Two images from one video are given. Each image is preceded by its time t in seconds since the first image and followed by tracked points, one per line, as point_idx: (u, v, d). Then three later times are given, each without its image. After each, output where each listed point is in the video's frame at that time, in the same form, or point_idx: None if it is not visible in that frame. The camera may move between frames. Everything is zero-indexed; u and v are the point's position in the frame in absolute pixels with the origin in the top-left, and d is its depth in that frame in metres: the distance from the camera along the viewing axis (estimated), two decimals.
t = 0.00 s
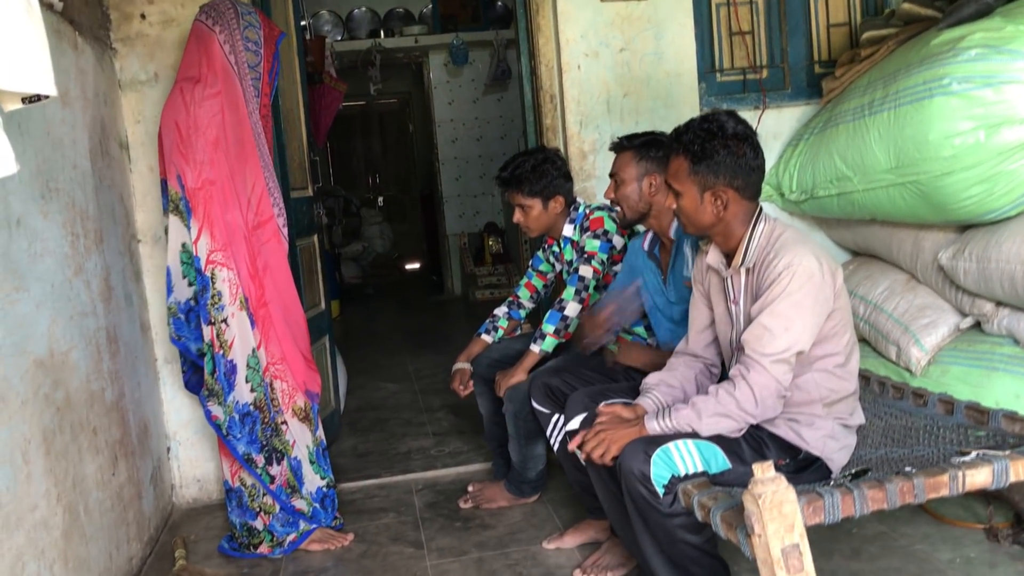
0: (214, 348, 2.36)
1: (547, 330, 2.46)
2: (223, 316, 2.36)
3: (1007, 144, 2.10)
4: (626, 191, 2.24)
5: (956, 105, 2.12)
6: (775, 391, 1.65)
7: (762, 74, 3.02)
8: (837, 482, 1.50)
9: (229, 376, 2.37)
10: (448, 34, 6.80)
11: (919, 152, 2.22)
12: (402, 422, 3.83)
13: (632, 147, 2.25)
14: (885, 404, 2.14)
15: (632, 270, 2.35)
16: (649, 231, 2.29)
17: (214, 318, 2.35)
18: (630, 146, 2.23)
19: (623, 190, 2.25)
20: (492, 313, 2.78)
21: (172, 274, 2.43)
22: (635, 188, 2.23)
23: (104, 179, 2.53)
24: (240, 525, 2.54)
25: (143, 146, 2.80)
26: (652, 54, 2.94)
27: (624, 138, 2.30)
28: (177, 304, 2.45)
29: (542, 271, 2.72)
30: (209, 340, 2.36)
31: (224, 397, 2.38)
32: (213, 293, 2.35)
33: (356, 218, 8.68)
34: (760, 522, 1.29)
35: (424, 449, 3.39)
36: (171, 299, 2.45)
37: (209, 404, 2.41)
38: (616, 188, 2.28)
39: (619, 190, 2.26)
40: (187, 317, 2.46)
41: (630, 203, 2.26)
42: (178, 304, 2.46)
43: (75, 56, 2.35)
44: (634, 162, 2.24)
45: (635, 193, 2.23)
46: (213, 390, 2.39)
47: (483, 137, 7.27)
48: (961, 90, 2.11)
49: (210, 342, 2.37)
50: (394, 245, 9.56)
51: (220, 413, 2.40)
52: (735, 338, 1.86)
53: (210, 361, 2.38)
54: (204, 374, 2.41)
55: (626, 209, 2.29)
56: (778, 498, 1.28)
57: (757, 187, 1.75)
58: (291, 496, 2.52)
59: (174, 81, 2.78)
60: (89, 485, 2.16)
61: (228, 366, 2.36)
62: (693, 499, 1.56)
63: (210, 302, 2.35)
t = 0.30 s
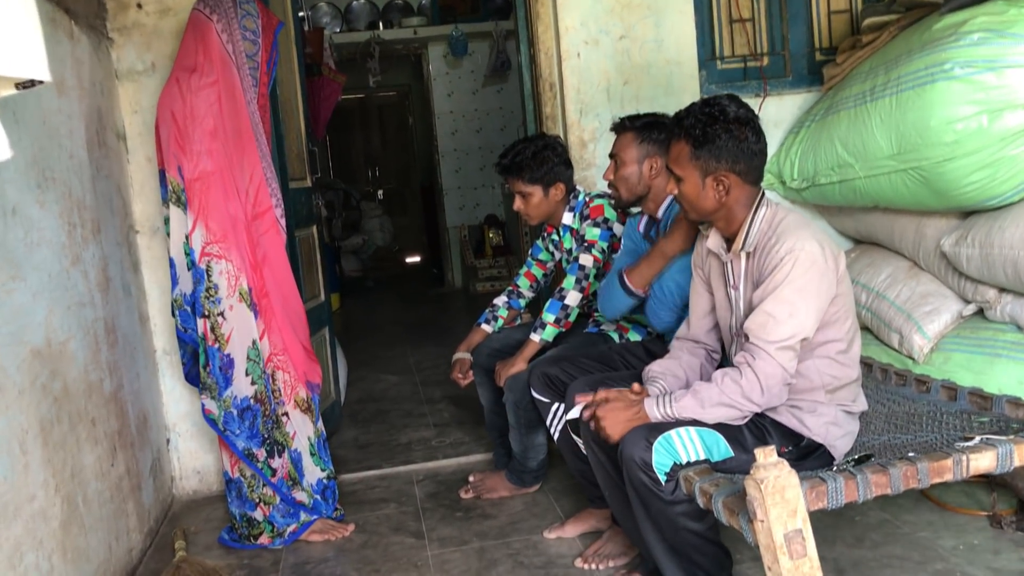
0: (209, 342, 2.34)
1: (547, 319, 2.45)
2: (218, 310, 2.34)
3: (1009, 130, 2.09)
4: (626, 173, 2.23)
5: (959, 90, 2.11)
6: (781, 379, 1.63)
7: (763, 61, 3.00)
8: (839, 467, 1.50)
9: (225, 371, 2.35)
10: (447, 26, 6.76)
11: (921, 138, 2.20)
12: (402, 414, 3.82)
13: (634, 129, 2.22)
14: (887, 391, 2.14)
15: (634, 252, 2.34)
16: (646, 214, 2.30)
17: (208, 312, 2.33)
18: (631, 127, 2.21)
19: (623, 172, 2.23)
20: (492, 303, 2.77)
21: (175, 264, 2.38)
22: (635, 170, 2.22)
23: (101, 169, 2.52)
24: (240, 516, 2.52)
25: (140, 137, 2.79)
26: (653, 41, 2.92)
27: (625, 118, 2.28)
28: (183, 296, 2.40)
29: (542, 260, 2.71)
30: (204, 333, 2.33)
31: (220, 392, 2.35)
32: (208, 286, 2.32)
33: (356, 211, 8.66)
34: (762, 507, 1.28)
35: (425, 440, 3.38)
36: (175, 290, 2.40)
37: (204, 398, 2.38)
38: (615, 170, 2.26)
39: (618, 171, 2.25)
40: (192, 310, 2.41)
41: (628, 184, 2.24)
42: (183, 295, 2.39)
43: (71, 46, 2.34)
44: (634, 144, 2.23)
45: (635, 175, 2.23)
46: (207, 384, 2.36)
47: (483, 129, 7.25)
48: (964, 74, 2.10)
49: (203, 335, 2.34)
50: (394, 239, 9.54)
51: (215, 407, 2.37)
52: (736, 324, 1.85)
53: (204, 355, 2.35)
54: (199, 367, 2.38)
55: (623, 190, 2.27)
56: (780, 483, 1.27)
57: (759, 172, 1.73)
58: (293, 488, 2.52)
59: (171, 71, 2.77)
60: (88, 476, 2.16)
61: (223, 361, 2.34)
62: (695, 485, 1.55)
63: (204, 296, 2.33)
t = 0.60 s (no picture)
0: (200, 344, 2.32)
1: (542, 320, 2.43)
2: (210, 312, 2.32)
3: (1006, 129, 2.08)
4: (620, 182, 2.22)
5: (956, 88, 2.09)
6: (781, 385, 1.60)
7: (759, 61, 2.98)
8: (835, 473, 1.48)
9: (218, 374, 2.34)
10: (443, 25, 6.73)
11: (919, 138, 2.18)
12: (397, 416, 3.80)
13: (627, 137, 2.21)
14: (885, 393, 2.12)
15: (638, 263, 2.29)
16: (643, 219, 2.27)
17: (199, 314, 2.32)
18: (623, 136, 2.20)
19: (617, 181, 2.22)
20: (487, 304, 2.75)
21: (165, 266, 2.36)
22: (629, 178, 2.21)
23: (92, 170, 2.49)
24: (232, 520, 2.49)
25: (132, 137, 2.76)
26: (648, 40, 2.89)
27: (615, 125, 2.26)
28: (172, 297, 2.38)
29: (537, 261, 2.68)
30: (195, 335, 2.32)
31: (212, 395, 2.34)
32: (199, 288, 2.31)
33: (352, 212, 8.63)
34: (757, 513, 1.26)
35: (420, 442, 3.36)
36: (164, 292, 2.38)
37: (194, 401, 2.35)
38: (609, 178, 2.25)
39: (611, 180, 2.24)
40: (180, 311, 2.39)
41: (622, 193, 2.23)
42: (172, 297, 2.38)
43: (60, 45, 2.31)
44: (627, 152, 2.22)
45: (630, 183, 2.22)
46: (199, 387, 2.35)
47: (479, 129, 7.22)
48: (961, 73, 2.07)
49: (194, 338, 2.33)
50: (391, 239, 9.51)
51: (206, 410, 2.35)
52: (730, 327, 1.82)
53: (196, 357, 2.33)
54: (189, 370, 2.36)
55: (617, 199, 2.26)
56: (775, 489, 1.25)
57: (753, 173, 1.71)
58: (287, 491, 2.49)
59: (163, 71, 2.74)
60: (77, 481, 2.13)
61: (215, 363, 2.33)
62: (689, 489, 1.53)
63: (194, 297, 2.31)
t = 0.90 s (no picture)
0: (193, 349, 2.31)
1: (528, 329, 2.40)
2: (203, 317, 2.30)
3: (995, 138, 2.06)
4: (604, 193, 2.20)
5: (944, 97, 2.07)
6: (771, 395, 1.58)
7: (749, 70, 2.97)
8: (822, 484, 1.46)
9: (212, 377, 2.32)
10: (436, 34, 6.73)
11: (907, 147, 2.17)
12: (385, 426, 3.76)
13: (610, 147, 2.18)
14: (874, 404, 2.11)
15: (624, 274, 2.26)
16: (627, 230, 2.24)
17: (193, 319, 2.30)
18: (607, 146, 2.17)
19: (601, 191, 2.20)
20: (473, 313, 2.73)
21: (145, 278, 2.39)
22: (613, 189, 2.19)
23: (74, 176, 2.46)
24: (214, 531, 2.46)
25: (116, 144, 2.73)
26: (637, 49, 2.88)
27: (597, 135, 2.23)
28: (151, 308, 2.41)
29: (524, 269, 2.66)
30: (188, 341, 2.31)
31: (207, 398, 2.32)
32: (192, 293, 2.29)
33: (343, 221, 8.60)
34: (740, 527, 1.23)
35: (406, 453, 3.32)
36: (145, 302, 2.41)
37: (190, 405, 2.34)
38: (593, 189, 2.22)
39: (596, 190, 2.21)
40: (160, 321, 2.42)
41: (606, 204, 2.21)
42: (152, 306, 2.40)
43: (42, 50, 2.28)
44: (610, 162, 2.20)
45: (613, 194, 2.20)
46: (192, 391, 2.33)
47: (471, 139, 7.21)
48: (950, 82, 2.06)
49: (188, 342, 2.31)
50: (383, 248, 9.48)
51: (203, 412, 2.34)
52: (718, 337, 1.80)
53: (186, 362, 2.34)
54: (184, 374, 2.35)
55: (601, 210, 2.23)
56: (760, 501, 1.23)
57: (741, 180, 1.70)
58: (273, 498, 2.41)
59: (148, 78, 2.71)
60: (53, 491, 2.09)
61: (209, 367, 2.31)
62: (674, 502, 1.51)
63: (187, 303, 2.29)
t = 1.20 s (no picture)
0: (170, 352, 2.26)
1: (508, 335, 2.37)
2: (177, 318, 2.25)
3: (978, 150, 2.06)
4: (587, 198, 2.17)
5: (929, 108, 2.07)
6: (745, 402, 1.55)
7: (735, 81, 2.96)
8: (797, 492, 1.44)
9: (190, 381, 2.27)
10: (425, 43, 6.72)
11: (891, 158, 2.16)
12: (363, 433, 3.71)
13: (593, 152, 2.16)
14: (854, 416, 2.08)
15: (608, 281, 2.22)
16: (611, 236, 2.21)
17: (167, 321, 2.25)
18: (589, 151, 2.15)
19: (583, 197, 2.18)
20: (454, 318, 2.69)
21: (123, 274, 2.32)
22: (595, 194, 2.17)
23: (49, 172, 2.40)
24: (183, 536, 2.39)
25: (94, 141, 2.67)
26: (623, 57, 2.87)
27: (580, 141, 2.22)
28: (128, 306, 2.33)
29: (506, 275, 2.63)
30: (165, 343, 2.26)
31: (188, 402, 2.28)
32: (164, 294, 2.24)
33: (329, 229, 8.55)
34: (713, 533, 1.20)
35: (384, 460, 3.27)
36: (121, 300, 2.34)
37: (170, 409, 2.29)
38: (576, 195, 2.20)
39: (578, 196, 2.19)
40: (139, 319, 2.33)
41: (589, 209, 2.19)
42: (129, 304, 2.32)
43: (18, 43, 2.23)
44: (592, 168, 2.18)
45: (596, 199, 2.17)
46: (173, 395, 2.28)
47: (459, 148, 7.20)
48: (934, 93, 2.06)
49: (164, 345, 2.27)
50: (369, 258, 9.43)
51: (183, 417, 2.29)
52: (698, 343, 1.77)
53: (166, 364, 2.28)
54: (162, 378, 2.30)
55: (584, 216, 2.21)
56: (733, 507, 1.20)
57: (721, 184, 1.67)
58: (265, 502, 2.42)
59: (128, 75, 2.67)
60: (16, 491, 2.02)
61: (188, 371, 2.27)
62: (648, 509, 1.47)
63: (161, 304, 2.24)
